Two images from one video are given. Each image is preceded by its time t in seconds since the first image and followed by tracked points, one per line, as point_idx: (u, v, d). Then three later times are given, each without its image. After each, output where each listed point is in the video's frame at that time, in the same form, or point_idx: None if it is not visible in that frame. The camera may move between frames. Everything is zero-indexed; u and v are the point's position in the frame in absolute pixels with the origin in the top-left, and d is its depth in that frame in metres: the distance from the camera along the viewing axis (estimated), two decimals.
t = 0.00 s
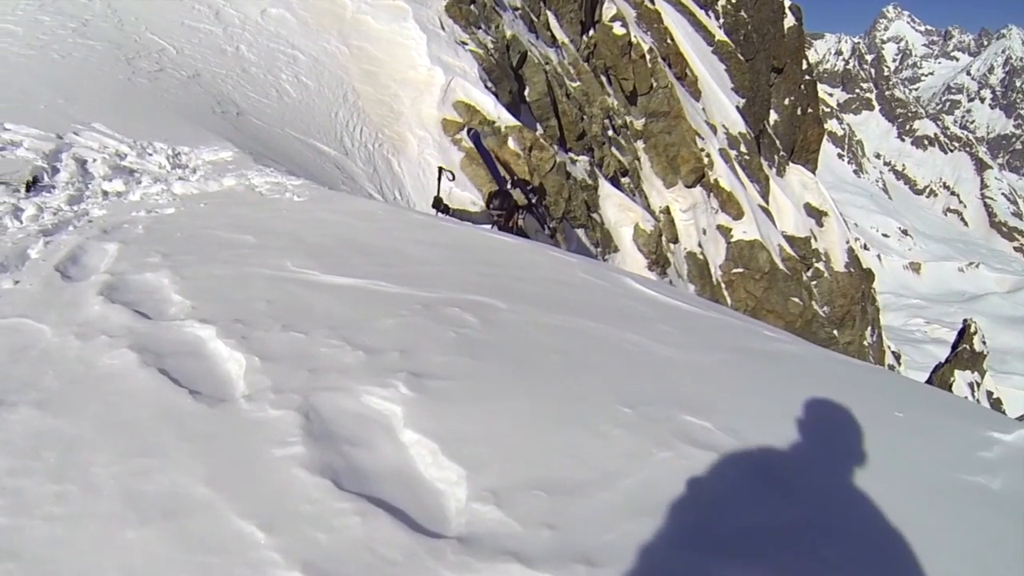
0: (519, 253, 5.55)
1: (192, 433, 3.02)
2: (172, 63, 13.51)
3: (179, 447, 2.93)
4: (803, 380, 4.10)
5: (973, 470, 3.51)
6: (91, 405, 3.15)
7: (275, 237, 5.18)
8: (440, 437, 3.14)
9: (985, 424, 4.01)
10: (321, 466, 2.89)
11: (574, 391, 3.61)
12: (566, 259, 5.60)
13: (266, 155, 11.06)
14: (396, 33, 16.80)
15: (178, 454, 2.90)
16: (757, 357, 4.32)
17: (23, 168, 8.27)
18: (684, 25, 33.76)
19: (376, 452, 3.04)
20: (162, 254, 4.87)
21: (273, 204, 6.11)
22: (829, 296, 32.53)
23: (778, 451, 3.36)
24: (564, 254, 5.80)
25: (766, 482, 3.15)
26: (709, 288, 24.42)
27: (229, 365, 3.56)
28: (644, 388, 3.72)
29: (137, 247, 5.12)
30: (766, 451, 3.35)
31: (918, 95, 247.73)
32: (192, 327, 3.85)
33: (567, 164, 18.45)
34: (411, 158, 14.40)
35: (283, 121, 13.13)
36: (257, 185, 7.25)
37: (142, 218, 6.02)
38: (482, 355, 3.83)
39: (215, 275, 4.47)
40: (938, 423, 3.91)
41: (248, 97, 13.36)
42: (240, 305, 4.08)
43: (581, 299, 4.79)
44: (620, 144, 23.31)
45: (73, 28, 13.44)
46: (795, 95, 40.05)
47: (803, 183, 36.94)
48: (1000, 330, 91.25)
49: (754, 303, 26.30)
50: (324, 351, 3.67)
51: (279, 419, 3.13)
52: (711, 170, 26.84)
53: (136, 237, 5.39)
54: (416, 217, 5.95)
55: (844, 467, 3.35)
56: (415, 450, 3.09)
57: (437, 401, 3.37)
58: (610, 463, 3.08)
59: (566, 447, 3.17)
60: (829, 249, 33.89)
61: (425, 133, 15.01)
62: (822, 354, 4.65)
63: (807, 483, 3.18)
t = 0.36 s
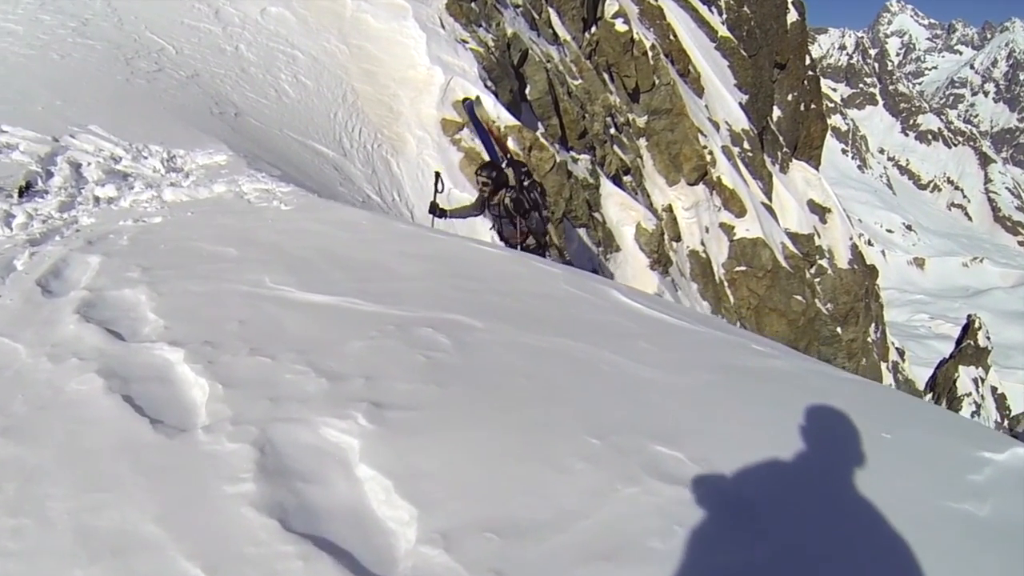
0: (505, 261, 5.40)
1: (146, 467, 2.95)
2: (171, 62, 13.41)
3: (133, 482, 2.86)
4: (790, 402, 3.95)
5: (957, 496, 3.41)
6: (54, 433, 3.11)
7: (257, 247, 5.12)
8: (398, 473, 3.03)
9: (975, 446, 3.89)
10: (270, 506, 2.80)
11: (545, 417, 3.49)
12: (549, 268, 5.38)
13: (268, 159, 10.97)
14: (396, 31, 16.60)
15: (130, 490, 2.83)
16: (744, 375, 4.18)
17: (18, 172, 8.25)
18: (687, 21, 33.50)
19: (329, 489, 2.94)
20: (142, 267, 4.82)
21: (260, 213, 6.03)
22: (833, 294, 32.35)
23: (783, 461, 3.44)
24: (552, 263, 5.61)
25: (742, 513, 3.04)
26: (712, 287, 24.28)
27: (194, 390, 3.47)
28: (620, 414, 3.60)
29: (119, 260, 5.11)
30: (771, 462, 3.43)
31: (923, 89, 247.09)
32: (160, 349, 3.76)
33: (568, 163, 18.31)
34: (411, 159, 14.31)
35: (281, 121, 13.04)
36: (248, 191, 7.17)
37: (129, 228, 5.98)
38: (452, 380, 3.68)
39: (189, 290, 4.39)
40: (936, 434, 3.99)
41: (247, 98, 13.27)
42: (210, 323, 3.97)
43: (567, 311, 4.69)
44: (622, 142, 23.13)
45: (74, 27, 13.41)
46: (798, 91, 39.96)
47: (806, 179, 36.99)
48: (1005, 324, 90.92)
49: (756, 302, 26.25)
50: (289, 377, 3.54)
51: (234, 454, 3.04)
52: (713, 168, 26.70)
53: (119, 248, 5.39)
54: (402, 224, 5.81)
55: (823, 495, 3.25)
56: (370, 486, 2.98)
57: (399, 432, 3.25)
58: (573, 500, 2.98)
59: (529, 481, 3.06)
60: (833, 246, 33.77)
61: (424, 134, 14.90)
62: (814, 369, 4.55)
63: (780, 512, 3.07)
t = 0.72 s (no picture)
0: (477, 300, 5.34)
1: (95, 547, 2.98)
2: (150, 87, 13.36)
3: (81, 563, 2.89)
4: (751, 441, 3.94)
5: (932, 539, 3.38)
6: (8, 509, 3.15)
7: (223, 293, 5.14)
8: (347, 549, 3.01)
9: (952, 480, 3.84)
10: None
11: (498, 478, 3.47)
12: (522, 304, 5.36)
13: (250, 188, 10.91)
14: (375, 49, 16.52)
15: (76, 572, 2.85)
16: (714, 415, 4.16)
17: None
18: (669, 27, 33.63)
19: (273, 568, 2.92)
20: (107, 319, 4.86)
21: (228, 251, 6.04)
22: (821, 296, 32.52)
23: (763, 487, 3.59)
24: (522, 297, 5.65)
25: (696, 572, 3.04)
26: (699, 295, 24.37)
27: (149, 458, 3.50)
28: (576, 469, 3.59)
29: (85, 308, 5.16)
30: (750, 488, 3.58)
31: (907, 87, 250.22)
32: (117, 413, 3.80)
33: (551, 176, 18.37)
34: (391, 179, 14.36)
35: (261, 144, 13.04)
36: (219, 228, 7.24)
37: (98, 270, 5.97)
38: (405, 442, 3.65)
39: (151, 344, 4.46)
40: (920, 459, 4.06)
41: (226, 121, 13.22)
42: (168, 385, 3.99)
43: (535, 350, 4.71)
44: (606, 152, 23.16)
45: (53, 52, 13.35)
46: (781, 95, 40.16)
47: (791, 183, 37.20)
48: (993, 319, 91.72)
49: (744, 308, 26.51)
50: (241, 445, 3.55)
51: (181, 533, 3.05)
52: (699, 175, 26.82)
53: (86, 294, 5.45)
54: (369, 260, 5.82)
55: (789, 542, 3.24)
56: (316, 563, 2.95)
57: (347, 504, 3.23)
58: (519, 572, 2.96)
59: (475, 552, 3.04)
60: (820, 249, 34.01)
61: (404, 153, 14.95)
62: (788, 400, 4.55)
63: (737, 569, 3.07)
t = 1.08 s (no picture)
0: (470, 349, 5.79)
1: None
2: (145, 112, 13.31)
3: None
4: (741, 506, 3.95)
5: None
6: None
7: (216, 347, 5.49)
8: None
9: (949, 543, 3.75)
10: None
11: (483, 558, 3.49)
12: (513, 354, 5.71)
13: (248, 218, 10.83)
14: (371, 72, 16.53)
15: None
16: (708, 479, 4.17)
17: None
18: (666, 46, 33.88)
19: None
20: (96, 375, 4.93)
21: (219, 296, 6.37)
22: (819, 313, 32.61)
23: (749, 529, 3.77)
24: (514, 349, 5.95)
25: None
26: (697, 314, 24.41)
27: (136, 534, 3.53)
28: (563, 545, 3.61)
29: (76, 360, 5.14)
30: (738, 530, 3.77)
31: (903, 100, 252.02)
32: (106, 485, 3.83)
33: (549, 200, 18.57)
34: (387, 206, 14.35)
35: (257, 170, 13.00)
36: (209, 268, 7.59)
37: (89, 315, 6.28)
38: (392, 523, 3.68)
39: (141, 404, 4.62)
40: (925, 517, 4.00)
41: (221, 147, 13.18)
42: (160, 455, 4.08)
43: (521, 408, 4.89)
44: (603, 173, 23.29)
45: (48, 75, 13.32)
46: (778, 112, 40.23)
47: (789, 200, 37.32)
48: (992, 332, 91.77)
49: (742, 328, 26.46)
50: (230, 525, 3.59)
51: None
52: (695, 196, 27.02)
53: (75, 343, 5.40)
54: (355, 305, 6.30)
55: None
56: None
57: None
58: None
59: None
60: (817, 266, 34.25)
61: (400, 178, 14.96)
62: (781, 454, 4.57)
63: None
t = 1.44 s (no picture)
0: (495, 408, 6.24)
1: None
2: (166, 125, 13.23)
3: None
4: None
5: None
6: None
7: (232, 393, 5.89)
8: None
9: None
10: None
11: None
12: (537, 414, 6.21)
13: (270, 241, 10.75)
14: (395, 92, 16.54)
15: None
16: (713, 564, 4.39)
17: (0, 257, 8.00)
18: (688, 68, 34.02)
19: None
20: (111, 424, 5.22)
21: (239, 336, 6.90)
22: (835, 340, 32.35)
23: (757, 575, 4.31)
24: (533, 408, 6.45)
25: None
26: (713, 340, 24.25)
27: None
28: None
29: (89, 403, 5.45)
30: None
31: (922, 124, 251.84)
32: (125, 554, 3.99)
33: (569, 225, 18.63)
34: (408, 228, 14.34)
35: (277, 188, 13.03)
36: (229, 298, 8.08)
37: (107, 346, 6.57)
38: None
39: (159, 460, 4.85)
40: None
41: (241, 163, 13.11)
42: (181, 520, 4.28)
43: (545, 476, 5.26)
44: (623, 197, 23.76)
45: (70, 83, 13.38)
46: (799, 136, 40.44)
47: (808, 226, 37.58)
48: (1010, 359, 90.71)
49: (758, 355, 26.29)
50: None
51: None
52: (714, 221, 27.09)
53: (87, 385, 5.76)
54: (378, 353, 6.89)
55: None
56: None
57: None
58: None
59: None
60: (834, 293, 34.21)
61: (421, 201, 14.92)
62: (788, 531, 4.84)
63: None
